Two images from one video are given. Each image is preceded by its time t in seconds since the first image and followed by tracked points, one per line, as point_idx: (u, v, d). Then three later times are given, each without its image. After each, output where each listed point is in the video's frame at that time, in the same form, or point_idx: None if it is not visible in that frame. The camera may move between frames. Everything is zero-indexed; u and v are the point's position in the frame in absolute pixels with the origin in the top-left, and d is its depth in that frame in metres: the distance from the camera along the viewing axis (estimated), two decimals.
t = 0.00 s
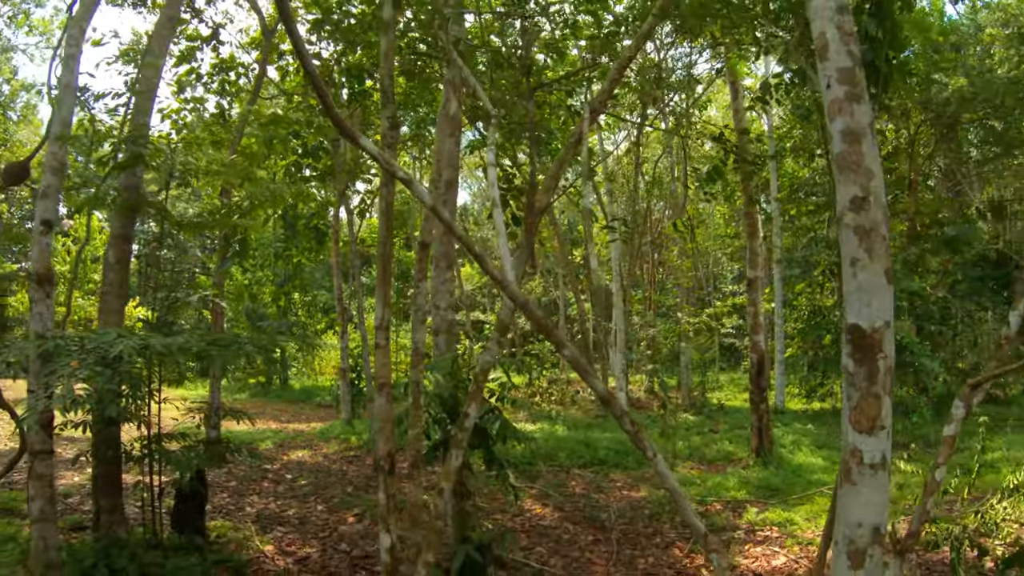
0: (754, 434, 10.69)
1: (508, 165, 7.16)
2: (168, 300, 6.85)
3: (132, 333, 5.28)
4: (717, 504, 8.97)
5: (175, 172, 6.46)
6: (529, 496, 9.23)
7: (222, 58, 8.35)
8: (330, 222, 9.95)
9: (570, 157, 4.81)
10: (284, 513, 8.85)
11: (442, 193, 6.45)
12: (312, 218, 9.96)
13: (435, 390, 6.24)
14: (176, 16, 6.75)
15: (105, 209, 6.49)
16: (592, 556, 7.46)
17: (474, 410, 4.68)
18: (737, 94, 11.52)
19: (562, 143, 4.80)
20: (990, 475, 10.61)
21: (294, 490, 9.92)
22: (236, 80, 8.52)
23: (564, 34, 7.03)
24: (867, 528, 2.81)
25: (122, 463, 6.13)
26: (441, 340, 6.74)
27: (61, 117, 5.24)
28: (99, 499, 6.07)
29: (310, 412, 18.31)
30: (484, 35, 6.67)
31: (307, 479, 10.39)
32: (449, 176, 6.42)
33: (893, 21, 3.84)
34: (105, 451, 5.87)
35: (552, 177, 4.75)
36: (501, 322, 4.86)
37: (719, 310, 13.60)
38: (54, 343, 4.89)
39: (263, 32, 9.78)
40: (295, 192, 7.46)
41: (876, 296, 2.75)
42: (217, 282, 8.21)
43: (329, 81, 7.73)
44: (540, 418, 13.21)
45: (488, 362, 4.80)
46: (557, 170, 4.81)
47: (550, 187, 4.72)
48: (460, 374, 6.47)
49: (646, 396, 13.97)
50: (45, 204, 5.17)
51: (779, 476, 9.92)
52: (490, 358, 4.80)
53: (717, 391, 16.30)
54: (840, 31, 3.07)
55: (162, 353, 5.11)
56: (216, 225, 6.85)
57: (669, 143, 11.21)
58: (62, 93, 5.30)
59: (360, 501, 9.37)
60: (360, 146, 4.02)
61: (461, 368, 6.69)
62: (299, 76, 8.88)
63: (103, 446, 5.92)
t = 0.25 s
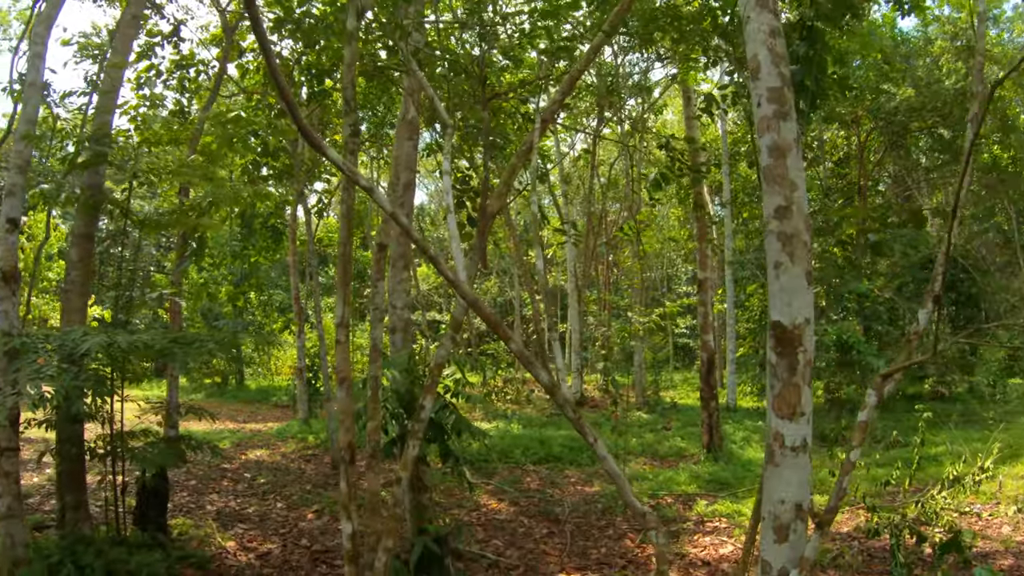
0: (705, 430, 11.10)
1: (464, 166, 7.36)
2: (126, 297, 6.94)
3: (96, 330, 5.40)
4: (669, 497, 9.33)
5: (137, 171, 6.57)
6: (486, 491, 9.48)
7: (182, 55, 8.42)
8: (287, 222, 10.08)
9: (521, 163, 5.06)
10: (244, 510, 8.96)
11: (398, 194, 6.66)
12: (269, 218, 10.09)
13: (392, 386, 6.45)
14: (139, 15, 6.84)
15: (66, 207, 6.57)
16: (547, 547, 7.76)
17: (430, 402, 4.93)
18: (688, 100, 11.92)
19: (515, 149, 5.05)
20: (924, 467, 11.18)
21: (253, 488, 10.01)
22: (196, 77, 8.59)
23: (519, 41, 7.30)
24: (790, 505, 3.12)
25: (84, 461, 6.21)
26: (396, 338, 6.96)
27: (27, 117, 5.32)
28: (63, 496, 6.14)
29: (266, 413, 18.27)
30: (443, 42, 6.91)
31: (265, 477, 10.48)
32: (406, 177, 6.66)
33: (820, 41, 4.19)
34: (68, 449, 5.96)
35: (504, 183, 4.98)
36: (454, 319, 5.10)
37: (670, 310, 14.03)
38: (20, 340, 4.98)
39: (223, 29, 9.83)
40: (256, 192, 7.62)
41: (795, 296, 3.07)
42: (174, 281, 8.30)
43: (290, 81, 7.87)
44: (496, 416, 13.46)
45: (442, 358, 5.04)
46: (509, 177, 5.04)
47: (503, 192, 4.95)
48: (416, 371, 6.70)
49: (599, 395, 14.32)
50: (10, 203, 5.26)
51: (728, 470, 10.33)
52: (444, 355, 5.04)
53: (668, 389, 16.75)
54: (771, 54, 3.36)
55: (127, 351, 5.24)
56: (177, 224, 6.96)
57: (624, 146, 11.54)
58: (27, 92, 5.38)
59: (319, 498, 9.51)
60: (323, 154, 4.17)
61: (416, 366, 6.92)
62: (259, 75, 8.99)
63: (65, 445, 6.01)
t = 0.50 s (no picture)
0: (657, 428, 11.42)
1: (422, 170, 7.50)
2: (82, 296, 6.97)
3: (55, 330, 5.44)
4: (620, 494, 9.60)
5: (96, 170, 6.61)
6: (442, 490, 9.64)
7: (141, 52, 8.42)
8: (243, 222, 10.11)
9: (474, 171, 5.23)
10: (202, 511, 8.97)
11: (354, 197, 6.81)
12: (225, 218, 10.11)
13: (348, 386, 6.60)
14: (101, 12, 6.86)
15: (22, 206, 6.59)
16: (500, 544, 7.95)
17: (384, 401, 5.09)
18: (641, 107, 12.24)
19: (468, 158, 5.22)
20: (866, 464, 11.65)
21: (210, 490, 10.00)
22: (154, 75, 8.59)
23: (476, 49, 7.49)
24: (722, 494, 3.35)
25: (41, 462, 6.23)
26: (352, 339, 7.08)
27: None
28: (22, 497, 6.14)
29: (221, 415, 18.12)
30: (402, 49, 7.08)
31: (222, 479, 10.48)
32: (363, 182, 6.82)
33: (756, 61, 4.48)
34: (25, 450, 6.00)
35: (456, 190, 5.14)
36: (408, 320, 5.26)
37: (623, 311, 14.34)
38: None
39: (182, 26, 9.83)
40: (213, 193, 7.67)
41: (727, 299, 3.31)
42: (130, 280, 8.31)
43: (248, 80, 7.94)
44: (452, 416, 13.60)
45: (396, 357, 5.19)
46: (461, 184, 5.21)
47: (454, 200, 5.11)
48: (370, 370, 6.85)
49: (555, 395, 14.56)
50: None
51: (679, 467, 10.64)
52: (397, 354, 5.19)
53: (623, 390, 17.08)
54: (709, 72, 3.60)
55: (85, 350, 5.31)
56: (135, 223, 7.00)
57: (581, 150, 11.80)
58: None
59: (276, 499, 9.56)
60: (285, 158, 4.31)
61: (371, 366, 7.06)
62: (218, 73, 9.03)
63: (23, 445, 6.05)
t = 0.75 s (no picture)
0: (622, 431, 11.60)
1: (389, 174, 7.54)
2: (48, 295, 6.95)
3: (21, 331, 5.44)
4: (584, 496, 9.73)
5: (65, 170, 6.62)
6: (408, 492, 9.70)
7: (110, 49, 8.37)
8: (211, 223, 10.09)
9: (438, 179, 5.30)
10: (168, 514, 8.93)
11: (321, 201, 6.85)
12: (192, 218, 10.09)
13: (314, 389, 6.65)
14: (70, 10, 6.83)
15: None
16: (465, 545, 8.03)
17: (348, 404, 5.17)
18: (608, 113, 12.43)
19: (432, 165, 5.29)
20: (826, 466, 11.92)
21: (176, 492, 9.95)
22: (123, 72, 8.54)
23: (445, 55, 7.58)
24: (673, 494, 3.49)
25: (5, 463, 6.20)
26: (318, 342, 7.13)
27: None
28: None
29: (186, 417, 17.95)
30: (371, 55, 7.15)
31: (189, 481, 10.43)
32: (329, 186, 6.90)
33: (713, 79, 4.66)
34: None
35: (420, 197, 5.21)
36: (371, 324, 5.33)
37: (588, 315, 14.52)
38: None
39: (151, 23, 9.78)
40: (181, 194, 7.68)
41: (679, 308, 3.46)
42: (96, 280, 8.28)
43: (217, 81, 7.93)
44: (418, 419, 13.65)
45: (360, 361, 5.26)
46: (425, 192, 5.28)
47: (417, 206, 5.18)
48: (336, 373, 6.90)
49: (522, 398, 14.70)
50: None
51: (643, 469, 10.82)
52: (362, 358, 5.26)
53: (589, 393, 17.26)
54: (667, 87, 3.73)
55: (51, 351, 5.33)
56: (101, 223, 7.00)
57: (549, 155, 11.95)
58: None
59: (242, 501, 9.55)
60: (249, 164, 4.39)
61: (337, 369, 7.11)
62: (187, 72, 9.00)
63: None
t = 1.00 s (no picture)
0: (588, 438, 11.70)
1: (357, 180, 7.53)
2: (12, 297, 6.88)
3: None
4: (551, 502, 9.79)
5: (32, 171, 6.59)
6: (375, 498, 9.67)
7: (81, 46, 8.25)
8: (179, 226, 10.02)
9: (404, 187, 5.32)
10: (133, 520, 8.83)
11: (288, 206, 6.82)
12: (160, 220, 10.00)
13: (279, 395, 6.63)
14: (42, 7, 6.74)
15: None
16: (431, 551, 8.04)
17: (312, 411, 5.17)
18: (579, 121, 12.53)
19: (398, 174, 5.30)
20: (790, 471, 12.11)
21: (142, 498, 9.83)
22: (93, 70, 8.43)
23: (415, 62, 7.59)
24: (631, 503, 3.57)
25: None
26: (284, 347, 7.10)
27: None
28: None
29: (151, 421, 17.70)
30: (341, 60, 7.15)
31: (154, 487, 10.30)
32: (297, 192, 6.88)
33: (676, 93, 4.74)
34: None
35: (386, 205, 5.22)
36: (336, 332, 5.33)
37: (557, 322, 14.61)
38: None
39: (121, 21, 9.66)
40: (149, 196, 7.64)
41: (637, 320, 3.55)
42: (61, 282, 8.19)
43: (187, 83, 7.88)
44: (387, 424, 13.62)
45: (325, 368, 5.27)
46: (391, 200, 5.29)
47: (384, 215, 5.19)
48: (302, 379, 6.88)
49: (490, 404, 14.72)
50: None
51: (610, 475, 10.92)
52: (327, 365, 5.27)
53: (558, 399, 17.34)
54: (630, 103, 3.80)
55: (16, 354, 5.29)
56: (68, 225, 6.96)
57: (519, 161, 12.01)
58: None
59: (208, 507, 9.46)
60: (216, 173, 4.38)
61: (303, 375, 7.09)
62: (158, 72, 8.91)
63: None
